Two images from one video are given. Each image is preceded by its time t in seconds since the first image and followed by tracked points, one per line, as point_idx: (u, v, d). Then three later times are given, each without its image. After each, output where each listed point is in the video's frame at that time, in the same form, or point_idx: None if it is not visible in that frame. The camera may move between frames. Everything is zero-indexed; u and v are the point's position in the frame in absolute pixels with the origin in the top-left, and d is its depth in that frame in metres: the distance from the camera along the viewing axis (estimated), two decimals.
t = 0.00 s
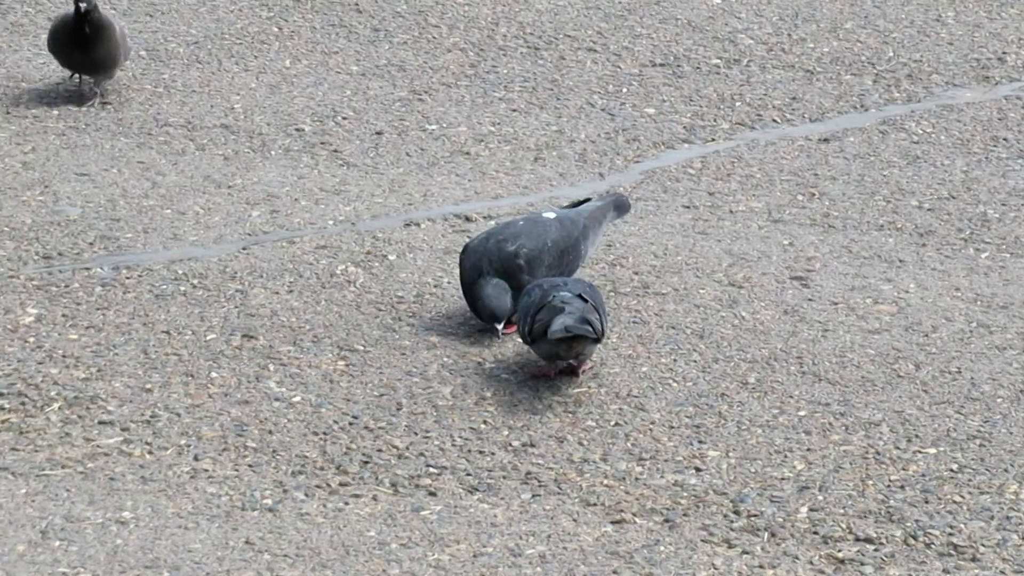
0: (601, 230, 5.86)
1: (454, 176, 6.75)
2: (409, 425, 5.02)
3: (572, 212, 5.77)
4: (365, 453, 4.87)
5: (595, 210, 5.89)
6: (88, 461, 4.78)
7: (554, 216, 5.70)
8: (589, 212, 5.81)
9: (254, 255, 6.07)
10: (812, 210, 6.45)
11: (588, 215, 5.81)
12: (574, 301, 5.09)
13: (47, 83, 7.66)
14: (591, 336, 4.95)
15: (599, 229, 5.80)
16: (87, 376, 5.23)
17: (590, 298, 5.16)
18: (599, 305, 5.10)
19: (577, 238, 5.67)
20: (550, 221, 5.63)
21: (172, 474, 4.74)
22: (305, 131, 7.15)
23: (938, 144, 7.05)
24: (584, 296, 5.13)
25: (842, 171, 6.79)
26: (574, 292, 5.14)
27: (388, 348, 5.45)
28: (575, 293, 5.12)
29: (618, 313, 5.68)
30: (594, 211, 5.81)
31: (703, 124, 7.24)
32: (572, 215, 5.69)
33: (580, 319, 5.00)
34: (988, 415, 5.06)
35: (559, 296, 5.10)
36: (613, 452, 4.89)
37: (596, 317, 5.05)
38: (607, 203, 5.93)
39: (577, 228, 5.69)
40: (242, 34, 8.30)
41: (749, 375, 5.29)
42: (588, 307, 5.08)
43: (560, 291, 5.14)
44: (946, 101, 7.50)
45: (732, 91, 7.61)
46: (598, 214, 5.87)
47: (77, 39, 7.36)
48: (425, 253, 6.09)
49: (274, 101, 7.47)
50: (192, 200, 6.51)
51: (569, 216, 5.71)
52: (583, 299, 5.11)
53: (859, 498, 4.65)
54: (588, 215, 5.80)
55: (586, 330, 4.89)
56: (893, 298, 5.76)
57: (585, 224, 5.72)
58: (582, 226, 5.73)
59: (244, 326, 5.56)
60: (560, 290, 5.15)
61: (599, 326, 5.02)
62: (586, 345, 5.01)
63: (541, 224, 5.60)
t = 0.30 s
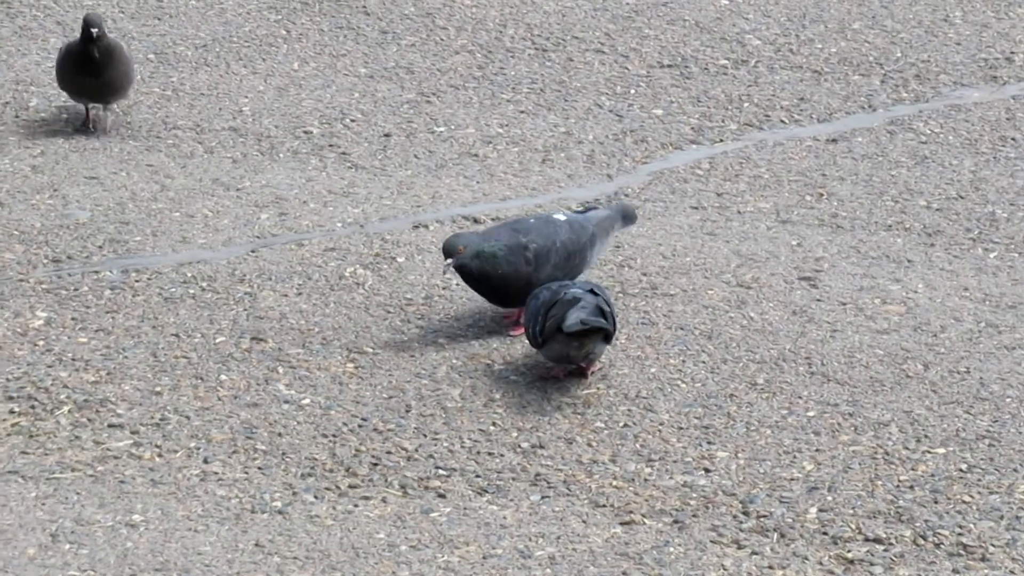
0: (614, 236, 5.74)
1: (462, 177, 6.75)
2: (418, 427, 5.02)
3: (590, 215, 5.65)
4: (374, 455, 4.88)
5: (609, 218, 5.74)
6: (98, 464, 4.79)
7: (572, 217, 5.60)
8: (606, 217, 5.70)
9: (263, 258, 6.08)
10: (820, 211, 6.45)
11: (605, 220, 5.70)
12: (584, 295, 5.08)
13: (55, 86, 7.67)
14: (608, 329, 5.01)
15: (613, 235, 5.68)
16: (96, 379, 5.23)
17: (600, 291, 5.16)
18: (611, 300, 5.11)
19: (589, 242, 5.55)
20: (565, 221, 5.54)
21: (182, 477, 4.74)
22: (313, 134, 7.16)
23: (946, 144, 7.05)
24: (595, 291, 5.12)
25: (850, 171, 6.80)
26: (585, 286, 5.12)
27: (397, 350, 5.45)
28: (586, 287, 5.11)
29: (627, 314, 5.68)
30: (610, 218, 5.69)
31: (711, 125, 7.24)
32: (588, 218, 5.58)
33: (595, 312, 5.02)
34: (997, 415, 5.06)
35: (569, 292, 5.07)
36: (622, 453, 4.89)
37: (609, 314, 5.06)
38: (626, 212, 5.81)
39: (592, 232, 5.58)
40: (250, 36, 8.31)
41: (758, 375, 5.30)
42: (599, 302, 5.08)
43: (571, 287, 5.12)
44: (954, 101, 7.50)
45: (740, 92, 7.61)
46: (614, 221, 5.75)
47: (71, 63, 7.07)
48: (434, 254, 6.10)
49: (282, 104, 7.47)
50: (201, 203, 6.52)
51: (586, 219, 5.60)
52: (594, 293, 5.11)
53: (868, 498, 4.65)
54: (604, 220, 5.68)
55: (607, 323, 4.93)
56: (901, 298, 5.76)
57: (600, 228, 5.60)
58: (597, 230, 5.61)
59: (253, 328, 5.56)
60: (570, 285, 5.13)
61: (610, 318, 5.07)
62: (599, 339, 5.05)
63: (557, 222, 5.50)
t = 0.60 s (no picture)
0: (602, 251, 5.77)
1: (472, 179, 6.75)
2: (427, 429, 5.02)
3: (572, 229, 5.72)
4: (384, 456, 4.87)
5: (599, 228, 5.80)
6: (107, 465, 4.79)
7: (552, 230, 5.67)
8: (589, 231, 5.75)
9: (273, 259, 6.08)
10: (830, 213, 6.44)
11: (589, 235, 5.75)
12: (587, 300, 5.07)
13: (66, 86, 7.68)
14: (611, 333, 4.99)
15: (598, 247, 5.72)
16: (106, 380, 5.24)
17: (603, 297, 5.15)
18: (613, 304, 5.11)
19: (570, 251, 5.60)
20: (543, 232, 5.61)
21: (191, 478, 4.74)
22: (323, 135, 7.17)
23: (957, 147, 7.04)
24: (597, 296, 5.11)
25: (861, 174, 6.79)
26: (587, 292, 5.12)
27: (406, 352, 5.45)
28: (588, 293, 5.11)
29: (636, 316, 5.68)
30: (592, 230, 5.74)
31: (721, 128, 7.24)
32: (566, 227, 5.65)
33: (598, 316, 5.01)
34: (1008, 418, 5.05)
35: (572, 297, 5.07)
36: (631, 456, 4.89)
37: (610, 317, 5.05)
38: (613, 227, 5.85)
39: (573, 242, 5.63)
40: (261, 38, 8.31)
41: (768, 378, 5.29)
42: (601, 306, 5.07)
43: (573, 293, 5.12)
44: (965, 104, 7.49)
45: (750, 94, 7.61)
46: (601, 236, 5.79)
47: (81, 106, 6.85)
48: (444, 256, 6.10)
49: (292, 106, 7.48)
50: (211, 204, 6.53)
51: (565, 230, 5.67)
52: (596, 298, 5.10)
53: (878, 502, 4.64)
54: (587, 233, 5.73)
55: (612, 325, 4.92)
56: (912, 301, 5.76)
57: (581, 237, 5.65)
58: (579, 240, 5.66)
59: (263, 330, 5.56)
60: (573, 292, 5.13)
61: (613, 322, 5.06)
62: (603, 343, 5.03)
63: (535, 232, 5.58)
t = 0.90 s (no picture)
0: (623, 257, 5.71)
1: (481, 182, 6.75)
2: (436, 431, 5.02)
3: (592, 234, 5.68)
4: (393, 459, 4.87)
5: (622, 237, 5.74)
6: (116, 467, 4.79)
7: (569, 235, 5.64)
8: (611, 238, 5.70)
9: (282, 262, 6.08)
10: (840, 216, 6.43)
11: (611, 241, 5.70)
12: (604, 306, 5.07)
13: (75, 89, 7.68)
14: (625, 340, 4.98)
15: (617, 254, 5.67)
16: (115, 382, 5.23)
17: (621, 304, 5.15)
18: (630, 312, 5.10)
19: (582, 257, 5.56)
20: (557, 237, 5.59)
21: (200, 480, 4.74)
22: (332, 137, 7.17)
23: (967, 150, 7.03)
24: (614, 303, 5.11)
25: (870, 177, 6.78)
26: (605, 299, 5.12)
27: (415, 355, 5.45)
28: (605, 299, 5.11)
29: (646, 319, 5.68)
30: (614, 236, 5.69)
31: (731, 130, 7.23)
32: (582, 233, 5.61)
33: (612, 322, 5.00)
34: (1018, 422, 5.04)
35: (589, 302, 5.08)
36: (641, 459, 4.88)
37: (626, 324, 5.03)
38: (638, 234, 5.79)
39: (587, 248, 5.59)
40: (270, 40, 8.32)
41: (777, 381, 5.28)
42: (618, 313, 5.07)
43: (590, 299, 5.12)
44: (975, 107, 7.49)
45: (760, 97, 7.60)
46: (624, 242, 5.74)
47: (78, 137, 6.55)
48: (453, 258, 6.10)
49: (301, 108, 7.48)
50: (220, 206, 6.53)
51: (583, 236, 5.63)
52: (613, 305, 5.10)
53: (888, 505, 4.63)
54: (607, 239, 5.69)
55: (622, 329, 4.90)
56: (922, 305, 5.75)
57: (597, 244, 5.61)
58: (597, 247, 5.62)
59: (272, 332, 5.56)
60: (591, 298, 5.13)
61: (629, 329, 5.04)
62: (616, 350, 5.02)
63: (547, 237, 5.56)
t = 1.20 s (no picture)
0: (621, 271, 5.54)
1: (492, 182, 6.76)
2: (447, 432, 5.02)
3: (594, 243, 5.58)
4: (404, 459, 4.88)
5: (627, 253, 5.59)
6: (128, 467, 4.79)
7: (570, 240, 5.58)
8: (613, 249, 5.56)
9: (293, 261, 6.09)
10: (851, 217, 6.43)
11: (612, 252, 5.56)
12: (608, 306, 5.06)
13: (87, 89, 7.69)
14: (631, 340, 4.96)
15: (611, 266, 5.51)
16: (126, 382, 5.24)
17: (627, 304, 5.13)
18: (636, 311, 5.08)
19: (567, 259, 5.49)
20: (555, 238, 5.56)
21: (212, 480, 4.75)
22: (343, 137, 7.18)
23: (978, 151, 7.03)
24: (619, 303, 5.09)
25: (881, 177, 6.78)
26: (610, 299, 5.11)
27: (426, 355, 5.46)
28: (610, 300, 5.09)
29: (657, 320, 5.68)
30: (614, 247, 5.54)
31: (742, 131, 7.24)
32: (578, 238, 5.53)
33: (616, 322, 4.99)
34: None
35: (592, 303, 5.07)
36: (652, 459, 4.89)
37: (631, 323, 5.01)
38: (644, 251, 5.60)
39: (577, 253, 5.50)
40: (281, 40, 8.32)
41: (788, 382, 5.29)
42: (623, 313, 5.05)
43: (595, 301, 5.10)
44: (986, 107, 7.49)
45: (771, 97, 7.60)
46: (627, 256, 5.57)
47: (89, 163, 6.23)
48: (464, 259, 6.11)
49: (312, 108, 7.48)
50: (231, 206, 6.54)
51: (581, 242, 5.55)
52: (618, 305, 5.08)
53: (899, 506, 4.63)
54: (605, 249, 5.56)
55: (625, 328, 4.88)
56: (933, 305, 5.75)
57: (589, 251, 5.50)
58: (590, 254, 5.51)
59: (283, 332, 5.57)
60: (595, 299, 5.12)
61: (635, 329, 5.02)
62: (623, 351, 5.01)
63: (544, 236, 5.56)
